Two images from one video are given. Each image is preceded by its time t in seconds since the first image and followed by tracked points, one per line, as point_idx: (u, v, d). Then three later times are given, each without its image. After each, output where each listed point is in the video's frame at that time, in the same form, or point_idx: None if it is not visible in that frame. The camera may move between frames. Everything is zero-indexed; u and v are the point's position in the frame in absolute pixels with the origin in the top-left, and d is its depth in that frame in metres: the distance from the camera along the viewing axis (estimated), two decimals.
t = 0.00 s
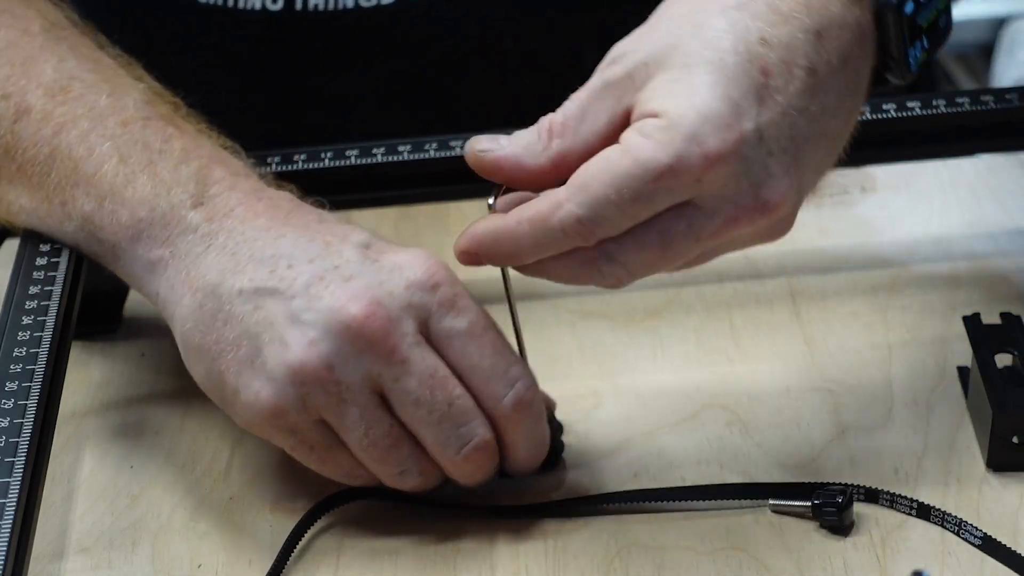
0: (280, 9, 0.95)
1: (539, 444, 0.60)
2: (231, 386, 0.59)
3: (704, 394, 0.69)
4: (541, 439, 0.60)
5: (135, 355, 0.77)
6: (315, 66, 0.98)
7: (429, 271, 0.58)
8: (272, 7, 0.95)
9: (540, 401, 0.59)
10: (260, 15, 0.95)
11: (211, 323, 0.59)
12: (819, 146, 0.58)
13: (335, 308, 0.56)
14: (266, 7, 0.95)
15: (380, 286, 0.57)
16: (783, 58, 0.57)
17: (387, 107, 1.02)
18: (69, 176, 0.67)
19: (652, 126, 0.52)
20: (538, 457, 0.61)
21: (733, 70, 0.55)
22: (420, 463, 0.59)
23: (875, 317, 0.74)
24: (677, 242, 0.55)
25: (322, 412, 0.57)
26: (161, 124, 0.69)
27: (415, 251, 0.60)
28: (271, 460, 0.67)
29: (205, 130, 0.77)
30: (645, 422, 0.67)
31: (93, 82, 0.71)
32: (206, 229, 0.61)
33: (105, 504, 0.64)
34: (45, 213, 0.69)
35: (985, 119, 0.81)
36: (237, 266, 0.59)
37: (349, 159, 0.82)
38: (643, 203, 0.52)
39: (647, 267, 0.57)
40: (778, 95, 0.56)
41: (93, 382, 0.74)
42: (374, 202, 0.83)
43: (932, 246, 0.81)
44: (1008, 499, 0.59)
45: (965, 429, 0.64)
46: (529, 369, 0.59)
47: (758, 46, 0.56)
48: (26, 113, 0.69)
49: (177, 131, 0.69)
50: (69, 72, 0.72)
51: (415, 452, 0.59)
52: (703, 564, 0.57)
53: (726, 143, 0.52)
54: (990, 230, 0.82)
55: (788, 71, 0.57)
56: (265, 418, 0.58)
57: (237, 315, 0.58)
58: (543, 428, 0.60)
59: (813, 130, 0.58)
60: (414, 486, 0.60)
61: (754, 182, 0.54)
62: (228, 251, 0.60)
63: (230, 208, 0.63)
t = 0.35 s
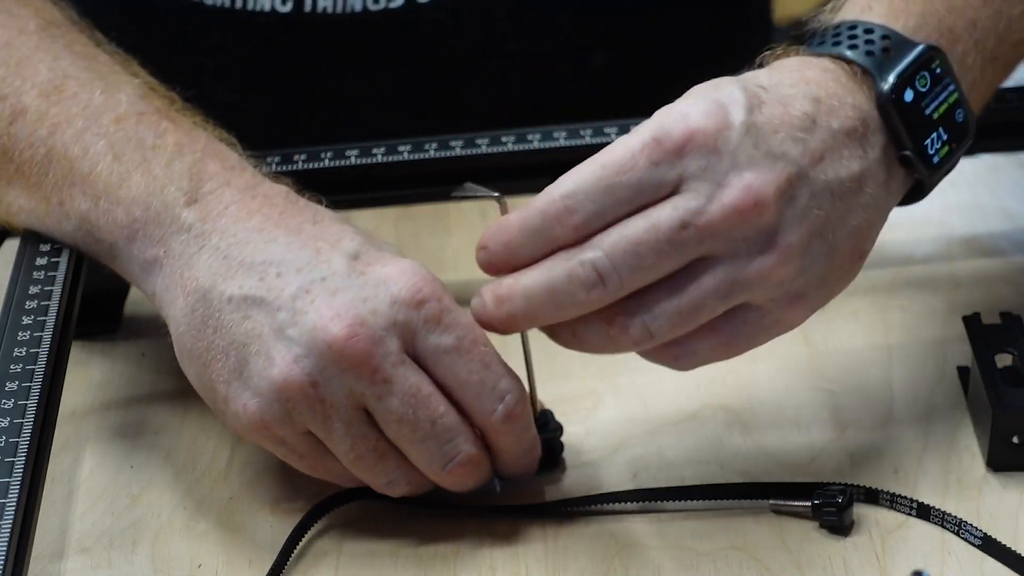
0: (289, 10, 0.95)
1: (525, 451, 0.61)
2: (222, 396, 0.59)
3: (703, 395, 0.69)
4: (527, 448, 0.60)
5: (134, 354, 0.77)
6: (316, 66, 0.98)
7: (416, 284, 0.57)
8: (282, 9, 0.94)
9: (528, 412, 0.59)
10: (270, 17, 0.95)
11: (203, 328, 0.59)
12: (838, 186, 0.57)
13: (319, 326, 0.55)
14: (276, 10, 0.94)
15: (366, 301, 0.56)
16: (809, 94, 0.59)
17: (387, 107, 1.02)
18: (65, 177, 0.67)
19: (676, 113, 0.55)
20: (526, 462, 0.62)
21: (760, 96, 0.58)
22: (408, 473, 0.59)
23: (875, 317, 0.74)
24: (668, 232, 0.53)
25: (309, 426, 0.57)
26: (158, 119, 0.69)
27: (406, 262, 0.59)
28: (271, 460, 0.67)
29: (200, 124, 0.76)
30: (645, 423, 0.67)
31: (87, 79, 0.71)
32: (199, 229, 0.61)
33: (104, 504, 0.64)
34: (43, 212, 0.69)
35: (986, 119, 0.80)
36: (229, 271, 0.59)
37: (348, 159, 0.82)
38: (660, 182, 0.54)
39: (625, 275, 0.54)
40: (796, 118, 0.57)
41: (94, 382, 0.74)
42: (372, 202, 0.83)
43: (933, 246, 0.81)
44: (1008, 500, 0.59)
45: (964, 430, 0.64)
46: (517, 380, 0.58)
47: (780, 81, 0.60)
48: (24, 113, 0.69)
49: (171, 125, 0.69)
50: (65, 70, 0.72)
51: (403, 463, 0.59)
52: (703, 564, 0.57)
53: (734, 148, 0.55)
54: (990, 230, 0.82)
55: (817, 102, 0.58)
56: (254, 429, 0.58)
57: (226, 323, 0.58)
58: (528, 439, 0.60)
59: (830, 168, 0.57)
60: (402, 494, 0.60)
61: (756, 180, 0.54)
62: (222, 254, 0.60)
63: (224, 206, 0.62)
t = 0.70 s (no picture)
0: (280, 13, 0.95)
1: (528, 450, 0.60)
2: (223, 396, 0.59)
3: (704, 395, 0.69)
4: (529, 447, 0.60)
5: (134, 354, 0.77)
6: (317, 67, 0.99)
7: (418, 284, 0.57)
8: (274, 11, 0.95)
9: (530, 412, 0.59)
10: (263, 19, 0.95)
11: (204, 327, 0.59)
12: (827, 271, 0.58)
13: (322, 325, 0.55)
14: (267, 12, 0.95)
15: (368, 299, 0.56)
16: (811, 162, 0.59)
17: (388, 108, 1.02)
18: (65, 178, 0.67)
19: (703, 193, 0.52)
20: (527, 461, 0.62)
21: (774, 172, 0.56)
22: (411, 473, 0.59)
23: (875, 317, 0.75)
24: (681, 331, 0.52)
25: (311, 425, 0.57)
26: (158, 120, 0.69)
27: (408, 263, 0.59)
28: (272, 460, 0.67)
29: (200, 124, 0.76)
30: (645, 423, 0.68)
31: (87, 80, 0.71)
32: (200, 229, 0.61)
33: (105, 504, 0.64)
34: (43, 213, 0.69)
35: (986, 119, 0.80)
36: (230, 271, 0.59)
37: (348, 159, 0.82)
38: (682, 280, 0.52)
39: (631, 363, 0.54)
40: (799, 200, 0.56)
41: (94, 382, 0.74)
42: (373, 201, 0.83)
43: (932, 246, 0.81)
44: (1008, 500, 0.59)
45: (964, 429, 0.64)
46: (519, 379, 0.58)
47: (785, 153, 0.59)
48: (24, 114, 0.69)
49: (172, 126, 0.69)
50: (65, 70, 0.71)
51: (405, 462, 0.59)
52: (703, 564, 0.57)
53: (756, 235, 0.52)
54: (990, 230, 0.82)
55: (819, 174, 0.58)
56: (256, 428, 0.58)
57: (228, 323, 0.58)
58: (530, 438, 0.60)
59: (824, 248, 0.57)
60: (404, 493, 0.60)
61: (767, 280, 0.53)
62: (223, 254, 0.60)
63: (226, 206, 0.62)
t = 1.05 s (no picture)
0: (279, 12, 0.95)
1: (528, 451, 0.61)
2: (222, 398, 0.59)
3: (703, 395, 0.69)
4: (529, 449, 0.60)
5: (135, 355, 0.77)
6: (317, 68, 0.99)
7: (418, 287, 0.57)
8: (272, 11, 0.95)
9: (530, 415, 0.59)
10: (261, 18, 0.96)
11: (204, 329, 0.59)
12: (828, 231, 0.58)
13: (322, 328, 0.55)
14: (266, 11, 0.95)
15: (368, 302, 0.56)
16: (799, 137, 0.60)
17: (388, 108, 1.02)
18: (65, 179, 0.67)
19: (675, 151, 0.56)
20: (527, 463, 0.62)
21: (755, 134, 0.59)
22: (410, 475, 0.59)
23: (875, 317, 0.75)
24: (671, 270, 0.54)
25: (311, 428, 0.57)
26: (158, 120, 0.69)
27: (407, 266, 0.59)
28: (271, 460, 0.67)
29: (200, 126, 0.76)
30: (645, 423, 0.67)
31: (87, 81, 0.71)
32: (201, 231, 0.61)
33: (105, 505, 0.64)
34: (43, 214, 0.69)
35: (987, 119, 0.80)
36: (231, 274, 0.59)
37: (348, 159, 0.82)
38: (663, 223, 0.55)
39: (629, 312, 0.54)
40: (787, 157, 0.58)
41: (94, 383, 0.74)
42: (373, 203, 0.83)
43: (933, 246, 0.81)
44: (1008, 500, 0.59)
45: (964, 430, 0.64)
46: (520, 382, 0.59)
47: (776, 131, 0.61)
48: (24, 115, 0.69)
49: (172, 127, 0.69)
50: (65, 70, 0.72)
51: (405, 464, 0.59)
52: (703, 564, 0.57)
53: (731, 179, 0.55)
54: (991, 230, 0.82)
55: (809, 147, 0.60)
56: (256, 431, 0.58)
57: (227, 326, 0.58)
58: (530, 441, 0.60)
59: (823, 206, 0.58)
60: (404, 496, 0.60)
61: (752, 217, 0.55)
62: (223, 256, 0.60)
63: (226, 207, 0.62)
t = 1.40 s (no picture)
0: (271, 11, 0.95)
1: (527, 450, 0.61)
2: (221, 396, 0.59)
3: (704, 395, 0.69)
4: (528, 448, 0.61)
5: (135, 354, 0.77)
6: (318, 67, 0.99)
7: (418, 286, 0.56)
8: (265, 10, 0.95)
9: (529, 414, 0.59)
10: (254, 18, 0.96)
11: (204, 327, 0.59)
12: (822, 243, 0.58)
13: (321, 326, 0.55)
14: (258, 10, 0.95)
15: (368, 301, 0.56)
16: (803, 143, 0.59)
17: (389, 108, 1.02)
18: (66, 178, 0.67)
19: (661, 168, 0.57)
20: (527, 461, 0.62)
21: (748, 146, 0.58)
22: (410, 473, 0.60)
23: (875, 316, 0.75)
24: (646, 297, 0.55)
25: (310, 426, 0.57)
26: (159, 120, 0.69)
27: (408, 264, 0.58)
28: (271, 460, 0.67)
29: (201, 124, 0.76)
30: (645, 423, 0.68)
31: (88, 80, 0.71)
32: (202, 229, 0.61)
33: (105, 504, 0.64)
34: (44, 213, 0.69)
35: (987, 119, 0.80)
36: (231, 271, 0.59)
37: (348, 159, 0.82)
38: (643, 245, 0.55)
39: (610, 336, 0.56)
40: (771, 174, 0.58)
41: (95, 382, 0.74)
42: (373, 201, 0.83)
43: (933, 246, 0.81)
44: (1008, 500, 0.59)
45: (964, 430, 0.64)
46: (520, 381, 0.58)
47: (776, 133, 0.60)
48: (23, 114, 0.69)
49: (173, 126, 0.69)
50: (65, 69, 0.71)
51: (404, 462, 0.59)
52: (703, 564, 0.57)
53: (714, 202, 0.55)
54: (992, 230, 0.82)
55: (813, 153, 0.59)
56: (255, 428, 0.58)
57: (227, 323, 0.58)
58: (529, 440, 0.60)
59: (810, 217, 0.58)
60: (404, 494, 0.61)
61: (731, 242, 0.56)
62: (223, 254, 0.60)
63: (226, 206, 0.62)
